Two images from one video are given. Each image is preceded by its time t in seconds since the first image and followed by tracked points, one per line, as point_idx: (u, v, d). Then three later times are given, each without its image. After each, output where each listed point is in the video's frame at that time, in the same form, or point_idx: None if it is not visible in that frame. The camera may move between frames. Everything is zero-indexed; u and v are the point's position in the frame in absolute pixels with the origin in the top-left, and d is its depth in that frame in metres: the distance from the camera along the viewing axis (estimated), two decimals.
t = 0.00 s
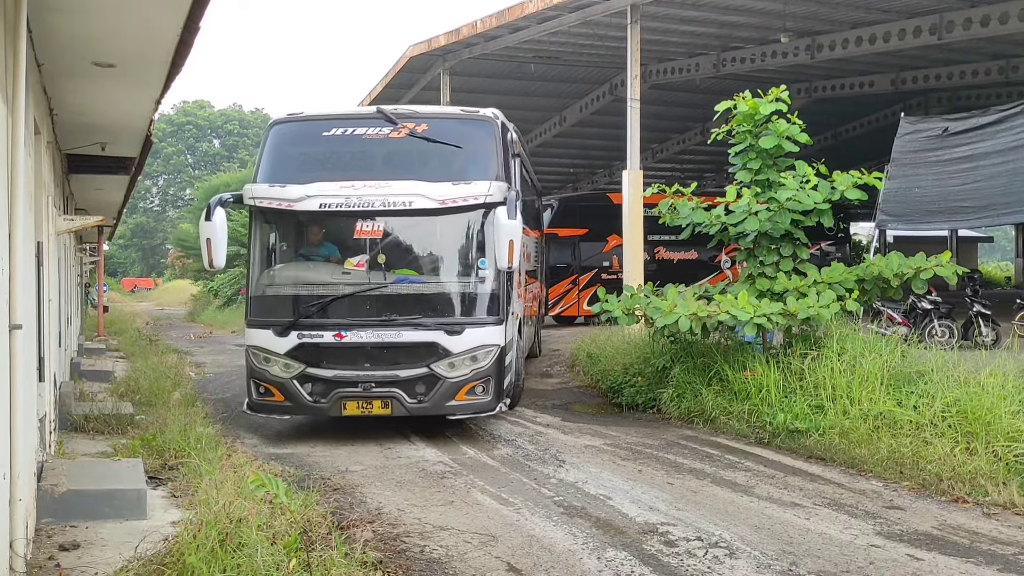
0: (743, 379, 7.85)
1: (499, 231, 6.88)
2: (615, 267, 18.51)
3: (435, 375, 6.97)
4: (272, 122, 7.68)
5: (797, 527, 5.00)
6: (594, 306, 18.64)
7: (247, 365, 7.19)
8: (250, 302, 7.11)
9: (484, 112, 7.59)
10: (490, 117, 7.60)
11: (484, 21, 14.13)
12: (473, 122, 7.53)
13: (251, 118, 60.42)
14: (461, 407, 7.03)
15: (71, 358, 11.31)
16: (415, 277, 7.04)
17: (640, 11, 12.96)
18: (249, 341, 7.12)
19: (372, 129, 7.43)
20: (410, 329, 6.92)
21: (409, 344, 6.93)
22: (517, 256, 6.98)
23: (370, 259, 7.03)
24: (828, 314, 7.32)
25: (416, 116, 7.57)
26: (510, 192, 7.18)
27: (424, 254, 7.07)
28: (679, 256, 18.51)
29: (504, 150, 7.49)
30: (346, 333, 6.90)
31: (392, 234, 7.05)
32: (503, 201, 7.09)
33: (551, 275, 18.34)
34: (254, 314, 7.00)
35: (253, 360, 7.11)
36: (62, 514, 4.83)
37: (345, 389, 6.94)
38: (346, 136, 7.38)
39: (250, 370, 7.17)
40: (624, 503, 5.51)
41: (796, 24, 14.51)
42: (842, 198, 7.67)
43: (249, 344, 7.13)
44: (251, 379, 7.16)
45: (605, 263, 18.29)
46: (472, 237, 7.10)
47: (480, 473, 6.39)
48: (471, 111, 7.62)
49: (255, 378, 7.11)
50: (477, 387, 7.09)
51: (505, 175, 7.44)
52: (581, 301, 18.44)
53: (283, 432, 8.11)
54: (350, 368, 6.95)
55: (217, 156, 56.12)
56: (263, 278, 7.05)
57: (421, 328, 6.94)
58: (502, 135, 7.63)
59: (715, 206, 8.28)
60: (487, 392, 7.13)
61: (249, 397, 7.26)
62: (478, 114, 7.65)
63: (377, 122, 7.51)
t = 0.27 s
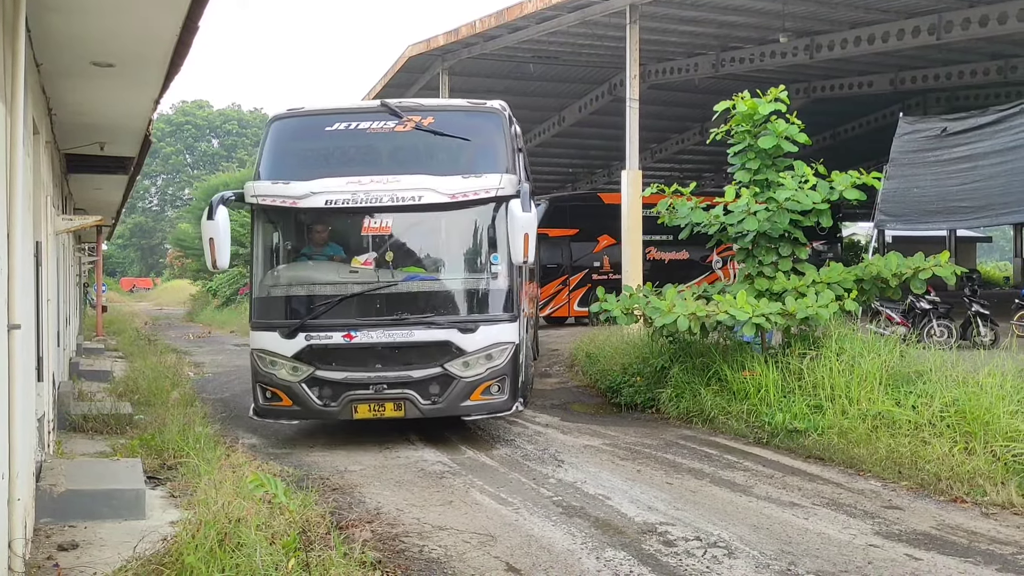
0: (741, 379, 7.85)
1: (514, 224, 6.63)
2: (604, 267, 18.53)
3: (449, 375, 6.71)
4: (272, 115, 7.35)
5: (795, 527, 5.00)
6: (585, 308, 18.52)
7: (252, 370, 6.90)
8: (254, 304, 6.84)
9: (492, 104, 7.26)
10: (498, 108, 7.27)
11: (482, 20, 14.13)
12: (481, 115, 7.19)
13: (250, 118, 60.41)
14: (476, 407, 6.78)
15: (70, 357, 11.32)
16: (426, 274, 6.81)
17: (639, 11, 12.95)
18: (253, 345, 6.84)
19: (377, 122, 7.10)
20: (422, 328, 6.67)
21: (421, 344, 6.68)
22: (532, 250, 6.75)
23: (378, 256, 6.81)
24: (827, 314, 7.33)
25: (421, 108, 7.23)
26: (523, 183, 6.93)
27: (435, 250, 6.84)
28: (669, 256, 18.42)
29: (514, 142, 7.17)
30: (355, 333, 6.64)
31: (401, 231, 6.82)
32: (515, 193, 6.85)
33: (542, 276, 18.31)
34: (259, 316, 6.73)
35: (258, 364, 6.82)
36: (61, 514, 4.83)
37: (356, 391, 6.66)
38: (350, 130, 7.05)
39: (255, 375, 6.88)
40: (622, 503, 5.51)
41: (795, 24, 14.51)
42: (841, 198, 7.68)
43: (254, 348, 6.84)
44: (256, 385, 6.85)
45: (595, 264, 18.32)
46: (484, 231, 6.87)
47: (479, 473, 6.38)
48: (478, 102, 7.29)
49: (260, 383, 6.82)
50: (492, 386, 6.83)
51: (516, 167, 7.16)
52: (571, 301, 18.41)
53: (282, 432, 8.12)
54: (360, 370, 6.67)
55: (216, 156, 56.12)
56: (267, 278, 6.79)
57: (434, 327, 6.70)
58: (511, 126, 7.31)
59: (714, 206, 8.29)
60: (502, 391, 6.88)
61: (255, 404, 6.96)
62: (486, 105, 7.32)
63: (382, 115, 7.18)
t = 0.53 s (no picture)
0: (740, 379, 7.85)
1: (529, 215, 6.56)
2: (595, 267, 18.54)
3: (462, 373, 6.59)
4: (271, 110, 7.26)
5: (793, 527, 5.01)
6: (576, 308, 18.52)
7: (257, 372, 6.72)
8: (257, 304, 6.67)
9: (497, 94, 7.21)
10: (504, 97, 7.21)
11: (481, 20, 14.13)
12: (487, 104, 7.13)
13: (248, 118, 60.36)
14: (491, 406, 6.67)
15: (68, 358, 11.31)
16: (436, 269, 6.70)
17: (638, 11, 12.95)
18: (257, 347, 6.66)
19: (380, 114, 7.03)
20: (435, 325, 6.55)
21: (433, 341, 6.56)
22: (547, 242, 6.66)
23: (385, 252, 6.68)
24: (825, 314, 7.34)
25: (426, 99, 7.17)
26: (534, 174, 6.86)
27: (445, 243, 6.72)
28: (660, 256, 18.40)
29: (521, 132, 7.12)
30: (365, 332, 6.50)
31: (410, 224, 6.70)
32: (526, 184, 6.77)
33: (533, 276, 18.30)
34: (265, 316, 6.58)
35: (263, 367, 6.65)
36: (59, 514, 4.83)
37: (366, 392, 6.53)
38: (353, 122, 6.98)
39: (260, 377, 6.70)
40: (621, 503, 5.51)
41: (794, 24, 14.52)
42: (839, 198, 7.68)
43: (258, 350, 6.67)
44: (262, 389, 6.69)
45: (586, 264, 18.33)
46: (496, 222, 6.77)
47: (478, 473, 6.38)
48: (484, 92, 7.22)
49: (266, 385, 6.65)
50: (507, 384, 6.73)
51: (524, 158, 7.09)
52: (562, 301, 18.38)
53: (280, 432, 8.11)
54: (371, 370, 6.53)
55: (214, 156, 56.07)
56: (271, 278, 6.65)
57: (446, 324, 6.57)
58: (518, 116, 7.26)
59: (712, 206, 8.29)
60: (517, 388, 6.78)
61: (260, 407, 6.79)
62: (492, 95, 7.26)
63: (385, 107, 7.10)
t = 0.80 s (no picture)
0: (737, 379, 7.86)
1: (549, 215, 6.41)
2: (586, 267, 18.54)
3: (478, 379, 6.45)
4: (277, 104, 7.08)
5: (791, 528, 5.01)
6: (565, 309, 18.41)
7: (264, 377, 6.54)
8: (264, 307, 6.50)
9: (513, 89, 7.04)
10: (519, 94, 7.04)
11: (479, 21, 14.13)
12: (502, 101, 6.97)
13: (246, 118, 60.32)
14: (507, 412, 6.53)
15: (66, 358, 11.30)
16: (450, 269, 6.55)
17: (636, 12, 12.95)
18: (264, 350, 6.49)
19: (392, 109, 6.87)
20: (449, 329, 6.40)
21: (448, 346, 6.41)
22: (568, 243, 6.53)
23: (397, 252, 6.54)
24: (823, 314, 7.33)
25: (438, 94, 6.99)
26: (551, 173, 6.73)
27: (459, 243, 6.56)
28: (650, 256, 18.31)
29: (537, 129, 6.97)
30: (378, 335, 6.34)
31: (423, 224, 6.55)
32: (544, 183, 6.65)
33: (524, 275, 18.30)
34: (272, 318, 6.42)
35: (270, 371, 6.47)
36: (57, 515, 4.82)
37: (378, 398, 6.36)
38: (363, 118, 6.81)
39: (267, 382, 6.52)
40: (619, 504, 5.52)
41: (791, 25, 14.55)
42: (837, 199, 7.69)
43: (265, 353, 6.49)
44: (268, 395, 6.51)
45: (576, 264, 18.36)
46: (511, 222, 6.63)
47: (476, 474, 6.38)
48: (499, 88, 7.06)
49: (274, 390, 6.47)
50: (523, 390, 6.59)
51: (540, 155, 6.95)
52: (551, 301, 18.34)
53: (277, 432, 8.11)
54: (383, 374, 6.37)
55: (212, 156, 56.03)
56: (277, 278, 6.48)
57: (461, 327, 6.43)
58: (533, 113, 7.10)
59: (710, 207, 8.30)
60: (533, 395, 6.64)
61: (267, 413, 6.60)
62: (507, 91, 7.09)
63: (396, 102, 6.93)
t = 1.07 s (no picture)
0: (735, 380, 7.86)
1: (576, 215, 6.10)
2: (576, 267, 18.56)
3: (498, 384, 6.08)
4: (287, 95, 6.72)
5: (789, 529, 5.01)
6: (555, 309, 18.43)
7: (274, 379, 6.18)
8: (275, 307, 6.14)
9: (535, 85, 6.73)
10: (542, 90, 6.72)
11: (478, 22, 14.13)
12: (524, 97, 6.65)
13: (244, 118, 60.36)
14: (528, 420, 6.16)
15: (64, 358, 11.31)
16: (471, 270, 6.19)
17: (635, 12, 12.93)
18: (275, 352, 6.12)
19: (410, 103, 6.53)
20: (470, 332, 6.02)
21: (469, 350, 6.03)
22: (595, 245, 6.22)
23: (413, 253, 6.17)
24: (821, 316, 7.34)
25: (459, 89, 6.65)
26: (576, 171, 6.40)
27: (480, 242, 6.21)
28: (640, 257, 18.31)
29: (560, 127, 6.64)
30: (394, 338, 5.96)
31: (443, 223, 6.19)
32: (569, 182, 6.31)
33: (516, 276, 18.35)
34: (284, 319, 6.06)
35: (281, 374, 6.10)
36: (54, 515, 4.82)
37: (395, 403, 5.98)
38: (380, 111, 6.47)
39: (278, 385, 6.16)
40: (617, 505, 5.51)
41: (790, 27, 14.56)
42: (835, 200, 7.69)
43: (275, 355, 6.14)
44: (279, 398, 6.14)
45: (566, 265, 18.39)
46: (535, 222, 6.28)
47: (475, 474, 6.38)
48: (520, 83, 6.73)
49: (284, 394, 6.11)
50: (545, 397, 6.22)
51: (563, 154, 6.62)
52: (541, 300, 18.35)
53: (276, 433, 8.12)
54: (400, 379, 5.99)
55: (210, 157, 56.01)
56: (289, 278, 6.14)
57: (482, 331, 6.04)
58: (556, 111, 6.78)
59: (709, 208, 8.32)
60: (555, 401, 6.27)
61: (277, 418, 6.24)
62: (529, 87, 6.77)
63: (414, 95, 6.59)
